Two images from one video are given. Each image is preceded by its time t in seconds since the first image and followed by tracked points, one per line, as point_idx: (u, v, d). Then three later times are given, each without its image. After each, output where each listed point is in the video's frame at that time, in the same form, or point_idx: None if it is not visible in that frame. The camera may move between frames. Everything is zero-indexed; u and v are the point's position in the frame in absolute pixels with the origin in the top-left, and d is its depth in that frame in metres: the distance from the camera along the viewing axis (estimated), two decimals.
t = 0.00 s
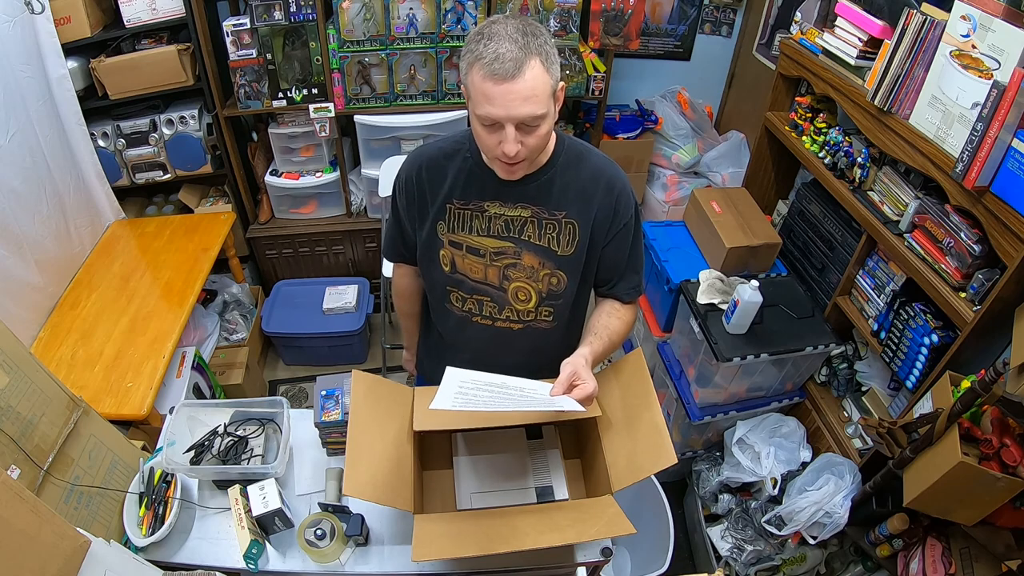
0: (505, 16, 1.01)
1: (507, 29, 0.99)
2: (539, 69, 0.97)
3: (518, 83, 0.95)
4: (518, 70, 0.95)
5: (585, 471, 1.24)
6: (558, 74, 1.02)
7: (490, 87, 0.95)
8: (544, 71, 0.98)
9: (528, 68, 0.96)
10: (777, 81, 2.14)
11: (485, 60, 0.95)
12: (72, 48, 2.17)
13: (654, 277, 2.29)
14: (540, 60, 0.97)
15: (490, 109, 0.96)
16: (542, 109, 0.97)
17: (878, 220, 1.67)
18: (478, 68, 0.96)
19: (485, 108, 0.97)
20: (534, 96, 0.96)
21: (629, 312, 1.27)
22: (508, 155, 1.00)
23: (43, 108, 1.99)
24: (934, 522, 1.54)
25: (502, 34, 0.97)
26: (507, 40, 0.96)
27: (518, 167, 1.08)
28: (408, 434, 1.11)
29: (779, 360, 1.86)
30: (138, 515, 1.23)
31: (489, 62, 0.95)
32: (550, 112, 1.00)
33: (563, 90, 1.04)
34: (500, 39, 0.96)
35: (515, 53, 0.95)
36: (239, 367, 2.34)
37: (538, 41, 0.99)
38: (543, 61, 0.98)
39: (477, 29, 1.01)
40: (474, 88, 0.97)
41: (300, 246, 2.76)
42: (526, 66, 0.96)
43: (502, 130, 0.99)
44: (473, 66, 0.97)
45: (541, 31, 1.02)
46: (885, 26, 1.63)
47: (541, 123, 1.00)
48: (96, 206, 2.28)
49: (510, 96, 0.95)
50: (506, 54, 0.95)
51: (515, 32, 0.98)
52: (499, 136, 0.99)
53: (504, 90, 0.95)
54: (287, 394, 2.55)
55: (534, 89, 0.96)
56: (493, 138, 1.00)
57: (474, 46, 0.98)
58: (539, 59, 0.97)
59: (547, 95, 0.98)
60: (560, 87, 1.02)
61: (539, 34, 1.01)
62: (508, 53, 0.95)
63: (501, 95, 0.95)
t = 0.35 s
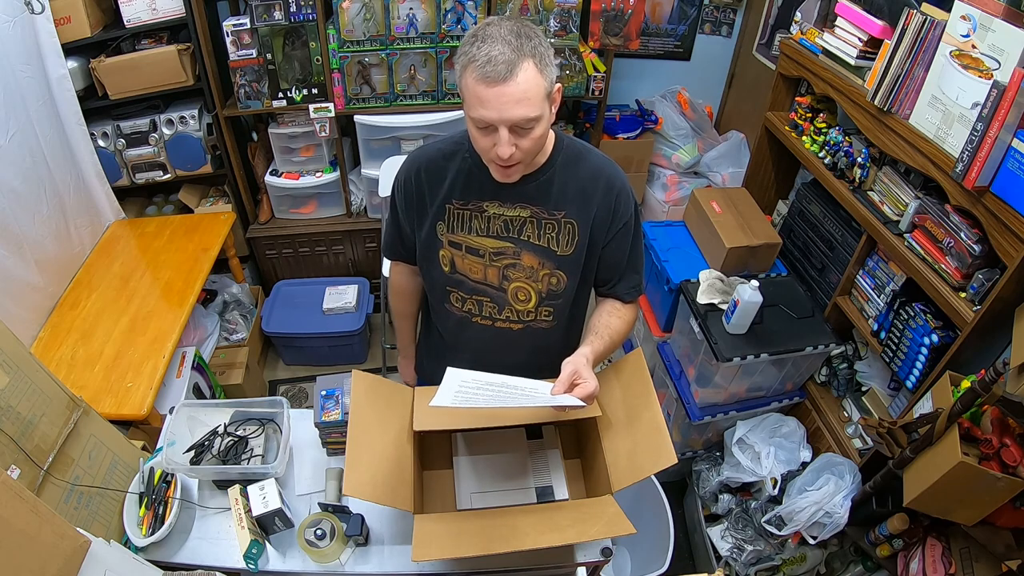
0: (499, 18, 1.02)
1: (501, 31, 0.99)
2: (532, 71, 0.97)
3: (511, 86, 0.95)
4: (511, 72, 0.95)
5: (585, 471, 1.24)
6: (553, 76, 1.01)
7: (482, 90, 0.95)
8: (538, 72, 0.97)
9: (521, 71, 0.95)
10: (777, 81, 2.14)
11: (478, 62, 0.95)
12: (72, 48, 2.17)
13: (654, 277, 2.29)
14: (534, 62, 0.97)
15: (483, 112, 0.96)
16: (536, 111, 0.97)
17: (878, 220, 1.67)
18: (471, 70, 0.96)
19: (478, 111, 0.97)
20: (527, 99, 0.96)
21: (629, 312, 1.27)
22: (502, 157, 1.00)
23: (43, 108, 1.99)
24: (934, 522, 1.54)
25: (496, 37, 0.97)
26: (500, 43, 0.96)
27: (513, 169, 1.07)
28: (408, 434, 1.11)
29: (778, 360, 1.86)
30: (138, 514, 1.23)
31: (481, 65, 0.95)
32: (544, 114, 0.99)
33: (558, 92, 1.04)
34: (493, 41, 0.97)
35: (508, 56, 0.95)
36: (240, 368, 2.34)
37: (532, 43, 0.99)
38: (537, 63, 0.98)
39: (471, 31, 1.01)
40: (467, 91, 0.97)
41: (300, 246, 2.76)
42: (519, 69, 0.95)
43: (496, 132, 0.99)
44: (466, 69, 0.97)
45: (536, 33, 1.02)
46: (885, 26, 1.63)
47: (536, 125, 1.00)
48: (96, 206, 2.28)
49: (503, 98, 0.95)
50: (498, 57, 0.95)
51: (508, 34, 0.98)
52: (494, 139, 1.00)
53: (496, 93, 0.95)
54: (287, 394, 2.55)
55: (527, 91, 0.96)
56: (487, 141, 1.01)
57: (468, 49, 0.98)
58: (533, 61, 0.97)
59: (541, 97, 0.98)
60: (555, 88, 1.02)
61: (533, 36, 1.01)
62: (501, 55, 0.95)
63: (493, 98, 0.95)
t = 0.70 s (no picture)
0: (499, 18, 1.02)
1: (502, 31, 0.99)
2: (533, 71, 0.97)
3: (511, 86, 0.95)
4: (512, 72, 0.95)
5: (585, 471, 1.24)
6: (553, 75, 1.02)
7: (483, 90, 0.95)
8: (539, 73, 0.97)
9: (522, 71, 0.95)
10: (777, 81, 2.14)
11: (479, 63, 0.95)
12: (72, 48, 2.17)
13: (654, 277, 2.29)
14: (535, 62, 0.97)
15: (484, 112, 0.96)
16: (537, 111, 0.97)
17: (877, 220, 1.67)
18: (472, 71, 0.96)
19: (480, 111, 0.97)
20: (527, 99, 0.96)
21: (629, 312, 1.27)
22: (502, 157, 1.00)
23: (43, 108, 1.99)
24: (934, 522, 1.54)
25: (497, 37, 0.97)
26: (501, 43, 0.96)
27: (513, 169, 1.07)
28: (408, 434, 1.11)
29: (778, 360, 1.86)
30: (138, 514, 1.23)
31: (483, 65, 0.95)
32: (545, 114, 0.99)
33: (558, 91, 1.04)
34: (494, 42, 0.97)
35: (509, 56, 0.95)
36: (240, 367, 2.34)
37: (532, 43, 0.99)
38: (537, 63, 0.98)
39: (472, 31, 1.01)
40: (468, 91, 0.97)
41: (300, 246, 2.76)
42: (520, 69, 0.95)
43: (497, 132, 0.99)
44: (467, 69, 0.97)
45: (536, 33, 1.02)
46: (885, 26, 1.63)
47: (536, 125, 1.00)
48: (96, 206, 2.28)
49: (504, 98, 0.95)
50: (499, 57, 0.95)
51: (508, 34, 0.98)
52: (494, 139, 1.00)
53: (497, 93, 0.95)
54: (287, 394, 2.55)
55: (528, 91, 0.96)
56: (488, 141, 1.01)
57: (468, 49, 0.98)
58: (534, 61, 0.97)
59: (541, 97, 0.98)
60: (555, 88, 1.02)
61: (534, 36, 1.01)
62: (502, 56, 0.95)
63: (494, 98, 0.95)
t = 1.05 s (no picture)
0: (497, 18, 1.02)
1: (500, 30, 0.99)
2: (531, 69, 0.97)
3: (510, 84, 0.95)
4: (510, 71, 0.95)
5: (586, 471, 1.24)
6: (552, 74, 1.02)
7: (482, 89, 0.95)
8: (537, 71, 0.97)
9: (520, 69, 0.95)
10: (777, 81, 2.14)
11: (477, 62, 0.95)
12: (72, 48, 2.17)
13: (654, 277, 2.29)
14: (533, 60, 0.97)
15: (483, 111, 0.96)
16: (535, 109, 0.97)
17: (877, 220, 1.67)
18: (470, 70, 0.96)
19: (478, 110, 0.97)
20: (525, 97, 0.96)
21: (629, 312, 1.27)
22: (502, 157, 1.00)
23: (43, 108, 1.99)
24: (934, 522, 1.54)
25: (494, 35, 0.97)
26: (499, 42, 0.96)
27: (513, 169, 1.07)
28: (408, 434, 1.11)
29: (778, 360, 1.86)
30: (138, 514, 1.23)
31: (481, 64, 0.95)
32: (544, 112, 0.99)
33: (557, 90, 1.04)
34: (491, 41, 0.97)
35: (507, 54, 0.95)
36: (240, 367, 2.34)
37: (530, 42, 0.99)
38: (535, 62, 0.98)
39: (470, 31, 1.01)
40: (467, 90, 0.97)
41: (300, 246, 2.76)
42: (518, 67, 0.95)
43: (496, 131, 0.99)
44: (465, 68, 0.97)
45: (534, 32, 1.02)
46: (885, 26, 1.63)
47: (535, 124, 1.00)
48: (96, 206, 2.28)
49: (502, 97, 0.95)
50: (497, 56, 0.95)
51: (506, 33, 0.98)
52: (494, 138, 1.00)
53: (496, 92, 0.95)
54: (287, 394, 2.55)
55: (526, 90, 0.96)
56: (487, 140, 1.01)
57: (466, 49, 0.98)
58: (532, 59, 0.97)
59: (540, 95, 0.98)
60: (554, 87, 1.02)
61: (532, 35, 1.01)
62: (499, 54, 0.95)
63: (493, 97, 0.95)
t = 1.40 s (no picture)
0: (496, 20, 1.02)
1: (499, 33, 0.99)
2: (530, 72, 0.96)
3: (509, 88, 0.95)
4: (509, 74, 0.95)
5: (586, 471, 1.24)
6: (551, 76, 1.01)
7: (480, 93, 0.95)
8: (536, 74, 0.97)
9: (519, 73, 0.95)
10: (777, 81, 2.14)
11: (476, 65, 0.95)
12: (72, 48, 2.17)
13: (654, 277, 2.29)
14: (532, 63, 0.97)
15: (482, 114, 0.96)
16: (534, 113, 0.97)
17: (878, 220, 1.67)
18: (469, 73, 0.96)
19: (477, 113, 0.97)
20: (524, 100, 0.96)
21: (629, 313, 1.27)
22: (501, 159, 1.00)
23: (43, 108, 1.99)
24: (934, 522, 1.54)
25: (494, 38, 0.98)
26: (498, 44, 0.97)
27: (512, 170, 1.07)
28: (408, 434, 1.11)
29: (778, 361, 1.86)
30: (138, 514, 1.23)
31: (479, 68, 0.95)
32: (543, 115, 0.99)
33: (557, 92, 1.04)
34: (490, 44, 0.97)
35: (506, 58, 0.95)
36: (239, 367, 2.34)
37: (530, 44, 0.99)
38: (535, 65, 0.98)
39: (469, 33, 1.01)
40: (466, 93, 0.97)
41: (300, 246, 2.76)
42: (517, 71, 0.95)
43: (495, 134, 0.99)
44: (465, 71, 0.97)
45: (534, 34, 1.02)
46: (885, 26, 1.63)
47: (534, 127, 0.99)
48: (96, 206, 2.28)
49: (501, 101, 0.95)
50: (496, 59, 0.95)
51: (506, 36, 0.98)
52: (493, 140, 1.00)
53: (495, 95, 0.95)
54: (287, 394, 2.55)
55: (525, 93, 0.96)
56: (486, 143, 1.00)
57: (465, 52, 0.98)
58: (531, 62, 0.97)
59: (539, 98, 0.98)
60: (553, 89, 1.02)
61: (531, 37, 1.01)
62: (498, 57, 0.95)
63: (492, 100, 0.95)
